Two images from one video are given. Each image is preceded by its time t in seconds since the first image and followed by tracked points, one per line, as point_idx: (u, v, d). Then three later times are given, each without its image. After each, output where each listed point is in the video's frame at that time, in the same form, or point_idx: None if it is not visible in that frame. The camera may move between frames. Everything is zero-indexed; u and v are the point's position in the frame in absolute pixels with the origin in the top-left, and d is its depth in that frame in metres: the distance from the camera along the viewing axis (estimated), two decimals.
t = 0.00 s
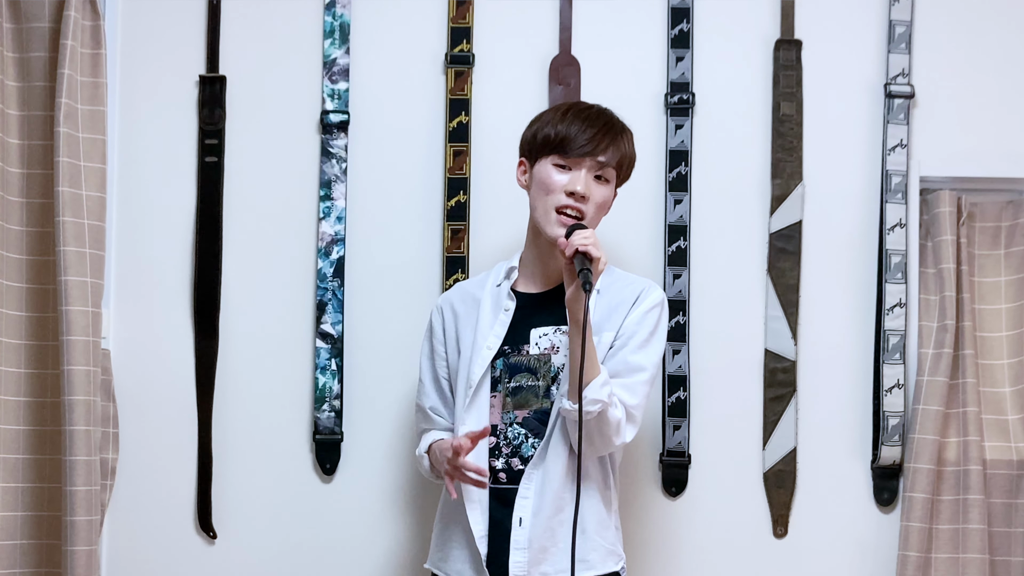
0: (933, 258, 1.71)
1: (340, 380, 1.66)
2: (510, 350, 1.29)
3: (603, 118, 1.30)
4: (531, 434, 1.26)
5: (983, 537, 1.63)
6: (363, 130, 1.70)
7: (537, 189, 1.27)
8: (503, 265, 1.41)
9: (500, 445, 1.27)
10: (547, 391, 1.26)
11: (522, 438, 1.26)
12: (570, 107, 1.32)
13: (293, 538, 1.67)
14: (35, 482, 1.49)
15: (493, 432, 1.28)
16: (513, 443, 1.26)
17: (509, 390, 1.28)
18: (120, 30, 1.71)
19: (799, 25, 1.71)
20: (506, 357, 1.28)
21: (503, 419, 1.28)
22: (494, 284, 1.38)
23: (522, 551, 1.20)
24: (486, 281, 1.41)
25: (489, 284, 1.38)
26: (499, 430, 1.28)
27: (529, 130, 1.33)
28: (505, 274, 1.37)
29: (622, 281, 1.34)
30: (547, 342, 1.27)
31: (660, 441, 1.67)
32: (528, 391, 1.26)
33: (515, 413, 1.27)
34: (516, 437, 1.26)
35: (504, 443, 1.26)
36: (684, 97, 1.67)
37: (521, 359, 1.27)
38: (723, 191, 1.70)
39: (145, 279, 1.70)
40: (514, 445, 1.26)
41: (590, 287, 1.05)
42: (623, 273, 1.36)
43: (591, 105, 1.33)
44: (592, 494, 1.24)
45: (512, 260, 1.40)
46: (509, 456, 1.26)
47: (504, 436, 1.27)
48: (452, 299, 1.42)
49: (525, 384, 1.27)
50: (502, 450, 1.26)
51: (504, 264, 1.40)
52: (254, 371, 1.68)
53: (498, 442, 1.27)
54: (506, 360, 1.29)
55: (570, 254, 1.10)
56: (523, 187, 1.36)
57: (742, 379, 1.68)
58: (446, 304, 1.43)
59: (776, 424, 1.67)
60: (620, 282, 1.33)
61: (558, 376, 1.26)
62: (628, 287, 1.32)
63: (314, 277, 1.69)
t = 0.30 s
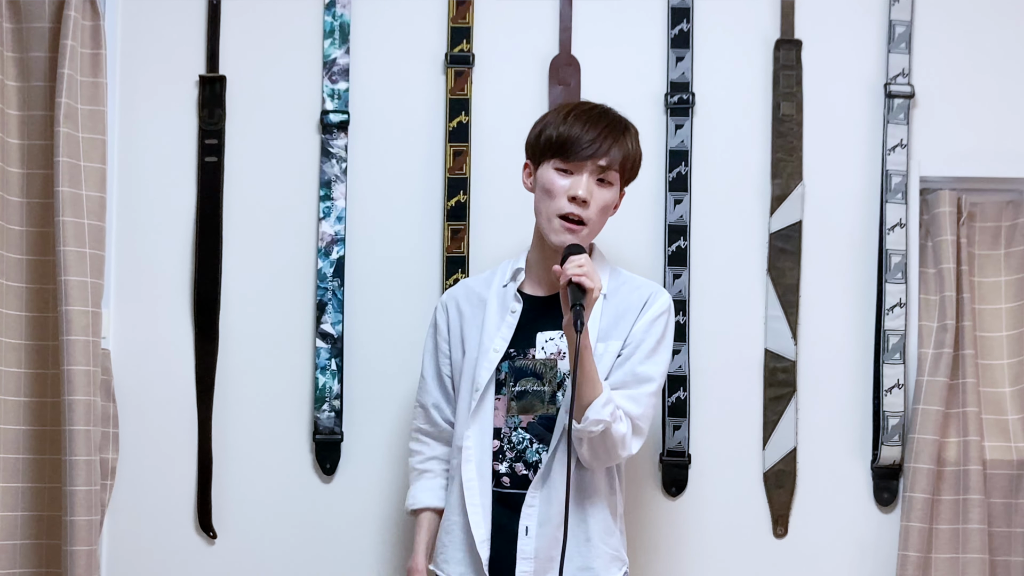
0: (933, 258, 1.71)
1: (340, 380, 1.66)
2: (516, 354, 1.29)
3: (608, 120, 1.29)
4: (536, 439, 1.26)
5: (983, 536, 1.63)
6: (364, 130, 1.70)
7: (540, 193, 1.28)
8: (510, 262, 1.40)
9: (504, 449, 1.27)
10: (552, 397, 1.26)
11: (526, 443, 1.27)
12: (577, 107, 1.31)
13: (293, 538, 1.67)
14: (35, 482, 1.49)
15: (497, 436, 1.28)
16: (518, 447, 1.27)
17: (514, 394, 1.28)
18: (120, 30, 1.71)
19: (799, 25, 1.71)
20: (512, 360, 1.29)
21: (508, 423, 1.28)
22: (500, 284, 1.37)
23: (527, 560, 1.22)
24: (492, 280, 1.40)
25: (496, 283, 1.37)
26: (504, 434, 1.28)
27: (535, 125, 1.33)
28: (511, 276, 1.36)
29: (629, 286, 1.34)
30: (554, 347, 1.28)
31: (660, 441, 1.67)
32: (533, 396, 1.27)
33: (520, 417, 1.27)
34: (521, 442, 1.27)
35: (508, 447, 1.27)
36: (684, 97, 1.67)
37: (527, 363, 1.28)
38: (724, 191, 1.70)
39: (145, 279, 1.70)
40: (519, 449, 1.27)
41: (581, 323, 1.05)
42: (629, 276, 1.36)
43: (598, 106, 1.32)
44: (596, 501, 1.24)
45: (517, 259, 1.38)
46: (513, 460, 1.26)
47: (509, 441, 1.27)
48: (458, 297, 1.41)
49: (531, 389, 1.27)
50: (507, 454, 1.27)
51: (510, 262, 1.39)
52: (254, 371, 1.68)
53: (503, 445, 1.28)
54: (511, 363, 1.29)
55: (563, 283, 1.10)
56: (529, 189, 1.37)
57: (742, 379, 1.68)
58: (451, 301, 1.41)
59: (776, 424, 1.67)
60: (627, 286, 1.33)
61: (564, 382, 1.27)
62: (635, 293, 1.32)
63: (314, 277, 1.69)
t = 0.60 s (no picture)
0: (933, 258, 1.71)
1: (340, 381, 1.66)
2: (515, 354, 1.28)
3: (630, 150, 1.22)
4: (538, 440, 1.27)
5: (983, 536, 1.63)
6: (364, 130, 1.70)
7: (548, 211, 1.25)
8: (511, 260, 1.39)
9: (506, 449, 1.28)
10: (554, 397, 1.27)
11: (528, 443, 1.27)
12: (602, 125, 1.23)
13: (293, 538, 1.67)
14: (35, 482, 1.49)
15: (498, 435, 1.29)
16: (520, 447, 1.27)
17: (515, 394, 1.28)
18: (120, 30, 1.71)
19: (799, 25, 1.71)
20: (512, 360, 1.28)
21: (509, 423, 1.29)
22: (500, 282, 1.36)
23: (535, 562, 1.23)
24: (492, 277, 1.39)
25: (496, 282, 1.37)
26: (505, 433, 1.29)
27: (556, 131, 1.25)
28: (511, 274, 1.35)
29: (629, 287, 1.33)
30: (554, 347, 1.27)
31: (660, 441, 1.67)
32: (535, 397, 1.27)
33: (522, 418, 1.28)
34: (523, 442, 1.27)
35: (510, 447, 1.28)
36: (684, 97, 1.67)
37: (528, 363, 1.28)
38: (724, 191, 1.70)
39: (145, 279, 1.70)
40: (520, 449, 1.27)
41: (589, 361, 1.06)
42: (626, 276, 1.36)
43: (626, 127, 1.24)
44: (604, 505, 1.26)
45: (518, 257, 1.37)
46: (515, 460, 1.27)
47: (511, 441, 1.28)
48: (456, 296, 1.40)
49: (532, 389, 1.27)
50: (509, 453, 1.28)
51: (512, 260, 1.39)
52: (254, 371, 1.68)
53: (504, 445, 1.28)
54: (512, 363, 1.29)
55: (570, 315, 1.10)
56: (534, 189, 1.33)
57: (742, 379, 1.68)
58: (450, 299, 1.41)
59: (776, 424, 1.67)
60: (624, 287, 1.33)
61: (565, 382, 1.26)
62: (634, 293, 1.32)
63: (314, 277, 1.69)
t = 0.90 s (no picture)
0: (933, 258, 1.71)
1: (340, 381, 1.66)
2: (511, 345, 1.29)
3: (632, 137, 1.25)
4: (526, 433, 1.27)
5: (983, 537, 1.63)
6: (364, 130, 1.70)
7: (554, 202, 1.25)
8: (517, 249, 1.38)
9: (493, 439, 1.28)
10: (545, 392, 1.27)
11: (516, 435, 1.27)
12: (601, 119, 1.27)
13: (293, 539, 1.67)
14: (35, 482, 1.49)
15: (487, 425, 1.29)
16: (507, 439, 1.27)
17: (507, 384, 1.29)
18: (120, 30, 1.71)
19: (799, 25, 1.71)
20: (506, 351, 1.29)
21: (499, 413, 1.29)
22: (501, 271, 1.36)
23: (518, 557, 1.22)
24: (495, 265, 1.39)
25: (498, 271, 1.36)
26: (493, 423, 1.29)
27: (557, 133, 1.28)
28: (513, 266, 1.34)
29: (627, 287, 1.33)
30: (549, 341, 1.28)
31: (660, 441, 1.67)
32: (526, 389, 1.28)
33: (512, 409, 1.28)
34: (511, 433, 1.28)
35: (497, 437, 1.28)
36: (684, 97, 1.67)
37: (522, 355, 1.28)
38: (724, 191, 1.70)
39: (145, 279, 1.70)
40: (508, 441, 1.27)
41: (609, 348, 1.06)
42: (626, 276, 1.35)
43: (623, 120, 1.28)
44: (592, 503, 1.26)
45: (522, 249, 1.37)
46: (502, 450, 1.27)
47: (499, 431, 1.28)
48: (457, 278, 1.40)
49: (524, 382, 1.28)
50: (496, 443, 1.28)
51: (516, 251, 1.38)
52: (253, 371, 1.68)
53: (492, 434, 1.28)
54: (506, 353, 1.30)
55: (587, 304, 1.09)
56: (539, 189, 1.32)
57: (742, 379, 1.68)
58: (451, 281, 1.40)
59: (776, 424, 1.67)
60: (623, 287, 1.33)
61: (557, 377, 1.27)
62: (633, 294, 1.32)
63: (314, 277, 1.69)
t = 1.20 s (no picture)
0: (933, 258, 1.71)
1: (340, 381, 1.66)
2: (512, 356, 1.29)
3: (643, 144, 1.25)
4: (527, 444, 1.28)
5: (983, 536, 1.63)
6: (364, 130, 1.70)
7: (561, 206, 1.24)
8: (517, 256, 1.37)
9: (495, 450, 1.29)
10: (546, 403, 1.29)
11: (518, 447, 1.28)
12: (612, 125, 1.26)
13: (293, 538, 1.67)
14: (35, 482, 1.49)
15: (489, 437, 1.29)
16: (509, 450, 1.28)
17: (508, 396, 1.30)
18: (120, 30, 1.71)
19: (799, 25, 1.71)
20: (507, 362, 1.29)
21: (500, 425, 1.30)
22: (502, 280, 1.34)
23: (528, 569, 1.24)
24: (495, 273, 1.37)
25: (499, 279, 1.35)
26: (495, 435, 1.29)
27: (565, 138, 1.27)
28: (514, 276, 1.33)
29: (627, 295, 1.33)
30: (551, 353, 1.29)
31: (660, 441, 1.67)
32: (528, 401, 1.29)
33: (513, 421, 1.29)
34: (512, 445, 1.29)
35: (499, 449, 1.29)
36: (684, 97, 1.67)
37: (523, 366, 1.29)
38: (724, 191, 1.70)
39: (145, 279, 1.70)
40: (510, 452, 1.28)
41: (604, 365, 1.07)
42: (628, 283, 1.35)
43: (632, 127, 1.27)
44: (589, 509, 1.29)
45: (522, 256, 1.36)
46: (504, 462, 1.28)
47: (501, 443, 1.29)
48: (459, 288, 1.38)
49: (525, 394, 1.29)
50: (498, 454, 1.28)
51: (517, 258, 1.36)
52: (253, 372, 1.68)
53: (494, 446, 1.29)
54: (507, 365, 1.30)
55: (586, 319, 1.11)
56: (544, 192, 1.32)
57: (742, 379, 1.68)
58: (452, 291, 1.39)
59: (776, 424, 1.67)
60: (624, 295, 1.33)
61: (559, 388, 1.28)
62: (633, 303, 1.31)
63: (314, 277, 1.69)
